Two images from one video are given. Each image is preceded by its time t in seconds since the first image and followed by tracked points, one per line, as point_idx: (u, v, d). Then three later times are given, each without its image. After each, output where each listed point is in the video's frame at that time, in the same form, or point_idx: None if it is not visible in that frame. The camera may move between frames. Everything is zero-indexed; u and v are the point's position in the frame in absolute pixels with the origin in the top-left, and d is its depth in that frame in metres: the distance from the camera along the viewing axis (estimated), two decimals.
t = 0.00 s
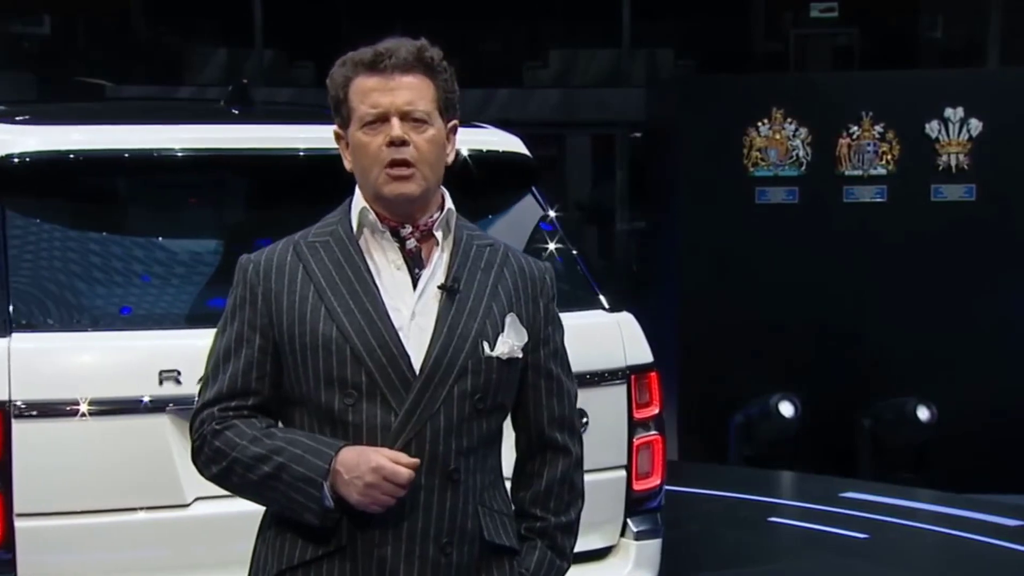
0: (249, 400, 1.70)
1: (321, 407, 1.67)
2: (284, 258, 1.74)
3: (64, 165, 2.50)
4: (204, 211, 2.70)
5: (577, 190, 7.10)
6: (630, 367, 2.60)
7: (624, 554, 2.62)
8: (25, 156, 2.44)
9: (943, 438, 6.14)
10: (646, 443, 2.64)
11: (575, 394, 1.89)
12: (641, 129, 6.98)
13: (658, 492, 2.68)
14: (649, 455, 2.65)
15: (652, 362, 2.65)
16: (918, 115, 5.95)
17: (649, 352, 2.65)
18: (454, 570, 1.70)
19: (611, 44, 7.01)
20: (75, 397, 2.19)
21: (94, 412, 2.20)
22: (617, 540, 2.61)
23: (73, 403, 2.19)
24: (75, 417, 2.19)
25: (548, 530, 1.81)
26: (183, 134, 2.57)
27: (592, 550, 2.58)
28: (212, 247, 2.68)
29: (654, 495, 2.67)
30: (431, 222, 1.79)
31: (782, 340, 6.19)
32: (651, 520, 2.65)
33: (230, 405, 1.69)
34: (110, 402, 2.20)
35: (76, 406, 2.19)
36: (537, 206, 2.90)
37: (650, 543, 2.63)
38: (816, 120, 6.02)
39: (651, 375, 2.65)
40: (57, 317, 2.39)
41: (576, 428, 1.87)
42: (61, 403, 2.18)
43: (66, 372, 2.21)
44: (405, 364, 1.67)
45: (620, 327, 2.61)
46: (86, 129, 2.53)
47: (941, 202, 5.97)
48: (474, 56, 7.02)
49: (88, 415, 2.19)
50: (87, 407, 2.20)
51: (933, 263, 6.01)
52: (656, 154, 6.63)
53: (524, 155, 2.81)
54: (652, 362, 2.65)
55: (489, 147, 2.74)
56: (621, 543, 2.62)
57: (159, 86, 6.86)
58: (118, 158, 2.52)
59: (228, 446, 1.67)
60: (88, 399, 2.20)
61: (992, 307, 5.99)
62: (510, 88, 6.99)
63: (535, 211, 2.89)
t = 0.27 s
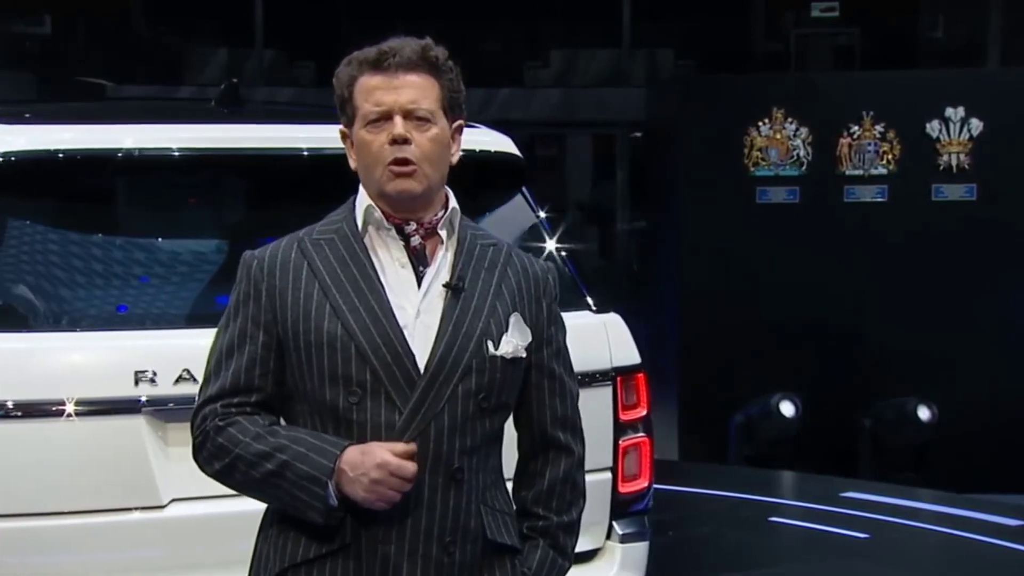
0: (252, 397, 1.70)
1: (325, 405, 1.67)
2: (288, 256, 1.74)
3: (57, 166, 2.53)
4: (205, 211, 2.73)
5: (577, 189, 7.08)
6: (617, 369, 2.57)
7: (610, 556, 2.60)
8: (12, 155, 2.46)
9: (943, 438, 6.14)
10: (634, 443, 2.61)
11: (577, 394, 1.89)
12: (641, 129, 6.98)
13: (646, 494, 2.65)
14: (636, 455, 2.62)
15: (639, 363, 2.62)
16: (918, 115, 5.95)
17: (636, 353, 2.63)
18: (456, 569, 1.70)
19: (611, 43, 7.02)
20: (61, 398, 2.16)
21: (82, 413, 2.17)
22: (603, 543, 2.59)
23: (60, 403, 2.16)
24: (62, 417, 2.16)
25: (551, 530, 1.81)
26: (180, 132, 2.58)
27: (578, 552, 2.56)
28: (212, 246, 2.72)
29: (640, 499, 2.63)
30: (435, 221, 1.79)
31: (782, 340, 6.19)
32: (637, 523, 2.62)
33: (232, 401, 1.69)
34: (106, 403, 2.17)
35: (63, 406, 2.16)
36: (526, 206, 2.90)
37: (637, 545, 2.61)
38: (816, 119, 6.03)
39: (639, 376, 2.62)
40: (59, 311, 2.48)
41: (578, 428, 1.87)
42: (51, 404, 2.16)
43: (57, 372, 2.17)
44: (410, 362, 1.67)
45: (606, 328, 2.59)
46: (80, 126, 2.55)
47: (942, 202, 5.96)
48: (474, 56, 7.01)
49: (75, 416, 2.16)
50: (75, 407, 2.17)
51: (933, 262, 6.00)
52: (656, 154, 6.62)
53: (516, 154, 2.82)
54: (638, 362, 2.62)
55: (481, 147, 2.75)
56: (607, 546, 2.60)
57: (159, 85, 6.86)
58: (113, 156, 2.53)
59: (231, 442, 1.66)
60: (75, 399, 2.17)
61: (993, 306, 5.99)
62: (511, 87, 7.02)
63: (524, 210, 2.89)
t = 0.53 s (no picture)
0: (252, 395, 1.73)
1: (325, 405, 1.69)
2: (292, 256, 1.76)
3: (56, 166, 2.67)
4: (205, 212, 2.87)
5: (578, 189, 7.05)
6: (598, 370, 2.58)
7: (591, 559, 2.59)
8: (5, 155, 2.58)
9: (943, 437, 6.15)
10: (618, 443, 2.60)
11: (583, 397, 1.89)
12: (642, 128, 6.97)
13: (630, 495, 2.64)
14: (619, 456, 2.61)
15: (622, 364, 2.62)
16: (919, 115, 5.94)
17: (618, 353, 2.63)
18: (456, 571, 1.71)
19: (613, 43, 7.00)
20: (50, 398, 2.28)
21: (70, 411, 2.29)
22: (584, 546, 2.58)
23: (48, 403, 2.28)
24: (49, 417, 2.28)
25: (553, 533, 1.82)
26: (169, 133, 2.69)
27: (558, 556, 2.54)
28: (215, 247, 2.85)
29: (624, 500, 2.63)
30: (439, 221, 1.79)
31: (784, 340, 6.18)
32: (620, 526, 2.62)
33: (232, 400, 1.73)
34: (95, 402, 2.29)
35: (51, 406, 2.28)
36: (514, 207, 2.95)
37: (619, 547, 2.59)
38: (817, 119, 6.02)
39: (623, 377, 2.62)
40: (52, 310, 2.57)
41: (583, 431, 1.87)
42: (43, 402, 2.28)
43: (47, 370, 2.29)
44: (409, 364, 1.68)
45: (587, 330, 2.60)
46: (75, 127, 2.67)
47: (942, 201, 5.97)
48: (474, 56, 6.99)
49: (63, 415, 2.28)
50: (63, 407, 2.29)
51: (934, 261, 6.00)
52: (657, 154, 6.63)
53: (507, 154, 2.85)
54: (623, 364, 2.63)
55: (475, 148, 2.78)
56: (588, 550, 2.59)
57: (159, 85, 6.87)
58: (108, 155, 2.65)
59: (226, 437, 1.71)
60: (63, 398, 2.29)
61: (993, 306, 6.00)
62: (512, 87, 7.00)
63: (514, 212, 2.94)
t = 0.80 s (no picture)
0: (266, 392, 1.80)
1: (330, 402, 1.73)
2: (311, 254, 1.82)
3: (56, 165, 2.76)
4: (205, 211, 2.99)
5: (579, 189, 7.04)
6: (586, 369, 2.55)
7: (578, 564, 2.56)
8: None
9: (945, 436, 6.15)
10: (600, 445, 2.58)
11: (605, 402, 1.85)
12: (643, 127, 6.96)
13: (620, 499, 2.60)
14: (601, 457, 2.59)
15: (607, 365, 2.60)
16: (920, 114, 5.94)
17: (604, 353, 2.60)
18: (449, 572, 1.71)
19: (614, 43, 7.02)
20: (40, 398, 2.37)
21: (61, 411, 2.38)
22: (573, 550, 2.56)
23: (40, 404, 2.37)
24: (42, 416, 2.38)
25: (563, 540, 1.79)
26: (164, 132, 2.74)
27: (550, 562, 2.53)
28: (218, 245, 2.94)
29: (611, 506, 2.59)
30: (451, 221, 1.81)
31: (784, 339, 6.18)
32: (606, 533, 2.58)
33: (248, 396, 1.80)
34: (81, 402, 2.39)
35: (42, 406, 2.37)
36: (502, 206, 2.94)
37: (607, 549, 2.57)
38: (818, 118, 6.02)
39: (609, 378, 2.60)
40: (54, 310, 2.63)
41: (602, 438, 1.83)
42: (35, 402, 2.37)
43: (39, 371, 2.38)
44: (405, 361, 1.70)
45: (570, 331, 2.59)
46: (73, 126, 2.73)
47: (943, 200, 5.97)
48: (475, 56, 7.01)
49: (54, 415, 2.38)
50: (53, 407, 2.38)
51: (935, 261, 6.00)
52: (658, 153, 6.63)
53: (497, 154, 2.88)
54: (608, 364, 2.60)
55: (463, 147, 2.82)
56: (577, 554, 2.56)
57: (160, 84, 6.88)
58: (102, 154, 2.70)
59: (239, 433, 1.78)
60: (54, 399, 2.38)
61: (994, 304, 6.00)
62: (513, 86, 6.98)
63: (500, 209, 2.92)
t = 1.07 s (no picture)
0: (303, 383, 1.92)
1: (353, 395, 1.82)
2: (347, 251, 1.94)
3: (58, 163, 2.78)
4: (203, 208, 3.00)
5: (580, 190, 6.87)
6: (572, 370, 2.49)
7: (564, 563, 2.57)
8: None
9: (946, 434, 6.15)
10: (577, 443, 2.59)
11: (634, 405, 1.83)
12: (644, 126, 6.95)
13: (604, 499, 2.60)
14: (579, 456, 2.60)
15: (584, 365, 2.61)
16: (921, 113, 5.94)
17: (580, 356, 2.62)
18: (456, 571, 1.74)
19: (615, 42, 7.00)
20: (42, 398, 2.49)
21: (61, 411, 2.50)
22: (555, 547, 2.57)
23: (41, 403, 2.49)
24: (42, 416, 2.50)
25: (583, 543, 1.76)
26: (161, 131, 2.77)
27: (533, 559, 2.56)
28: (220, 244, 2.98)
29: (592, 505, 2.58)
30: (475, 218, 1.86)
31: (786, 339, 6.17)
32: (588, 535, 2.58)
33: (288, 387, 1.92)
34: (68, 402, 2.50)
35: (43, 405, 2.49)
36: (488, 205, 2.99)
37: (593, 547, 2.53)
38: (820, 117, 6.01)
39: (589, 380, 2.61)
40: (54, 310, 2.67)
41: (629, 443, 1.81)
42: (27, 403, 2.49)
43: (33, 370, 2.50)
44: (416, 357, 1.76)
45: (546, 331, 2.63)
46: (72, 124, 2.75)
47: (943, 200, 5.96)
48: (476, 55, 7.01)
49: (54, 413, 2.50)
50: (54, 406, 2.50)
51: (936, 260, 6.00)
52: (659, 152, 6.63)
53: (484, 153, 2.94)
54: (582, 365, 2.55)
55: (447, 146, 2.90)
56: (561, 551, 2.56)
57: (161, 83, 6.88)
58: (98, 153, 2.72)
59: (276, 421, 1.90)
60: (54, 398, 2.50)
61: (995, 304, 5.99)
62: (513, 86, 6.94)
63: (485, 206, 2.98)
